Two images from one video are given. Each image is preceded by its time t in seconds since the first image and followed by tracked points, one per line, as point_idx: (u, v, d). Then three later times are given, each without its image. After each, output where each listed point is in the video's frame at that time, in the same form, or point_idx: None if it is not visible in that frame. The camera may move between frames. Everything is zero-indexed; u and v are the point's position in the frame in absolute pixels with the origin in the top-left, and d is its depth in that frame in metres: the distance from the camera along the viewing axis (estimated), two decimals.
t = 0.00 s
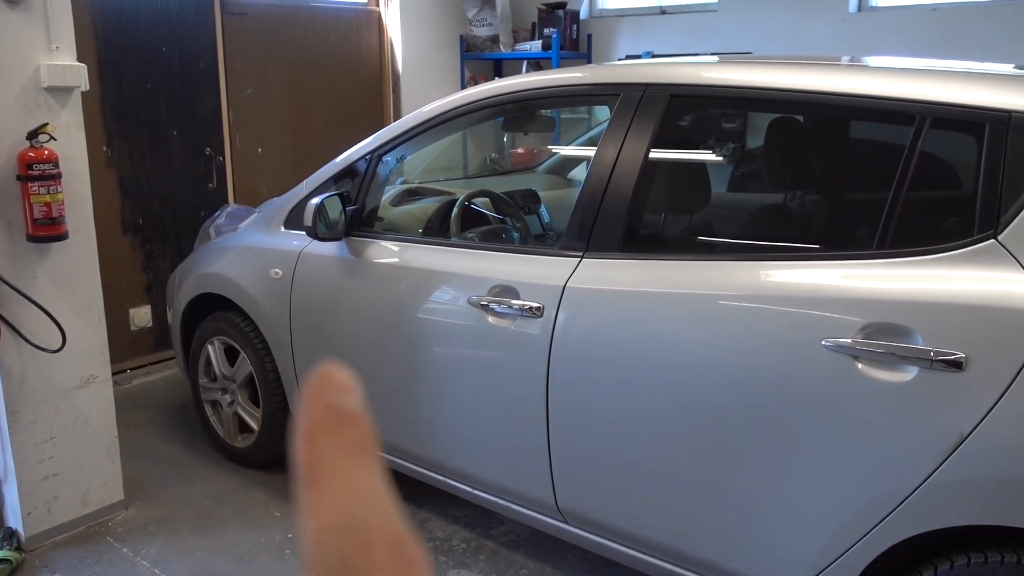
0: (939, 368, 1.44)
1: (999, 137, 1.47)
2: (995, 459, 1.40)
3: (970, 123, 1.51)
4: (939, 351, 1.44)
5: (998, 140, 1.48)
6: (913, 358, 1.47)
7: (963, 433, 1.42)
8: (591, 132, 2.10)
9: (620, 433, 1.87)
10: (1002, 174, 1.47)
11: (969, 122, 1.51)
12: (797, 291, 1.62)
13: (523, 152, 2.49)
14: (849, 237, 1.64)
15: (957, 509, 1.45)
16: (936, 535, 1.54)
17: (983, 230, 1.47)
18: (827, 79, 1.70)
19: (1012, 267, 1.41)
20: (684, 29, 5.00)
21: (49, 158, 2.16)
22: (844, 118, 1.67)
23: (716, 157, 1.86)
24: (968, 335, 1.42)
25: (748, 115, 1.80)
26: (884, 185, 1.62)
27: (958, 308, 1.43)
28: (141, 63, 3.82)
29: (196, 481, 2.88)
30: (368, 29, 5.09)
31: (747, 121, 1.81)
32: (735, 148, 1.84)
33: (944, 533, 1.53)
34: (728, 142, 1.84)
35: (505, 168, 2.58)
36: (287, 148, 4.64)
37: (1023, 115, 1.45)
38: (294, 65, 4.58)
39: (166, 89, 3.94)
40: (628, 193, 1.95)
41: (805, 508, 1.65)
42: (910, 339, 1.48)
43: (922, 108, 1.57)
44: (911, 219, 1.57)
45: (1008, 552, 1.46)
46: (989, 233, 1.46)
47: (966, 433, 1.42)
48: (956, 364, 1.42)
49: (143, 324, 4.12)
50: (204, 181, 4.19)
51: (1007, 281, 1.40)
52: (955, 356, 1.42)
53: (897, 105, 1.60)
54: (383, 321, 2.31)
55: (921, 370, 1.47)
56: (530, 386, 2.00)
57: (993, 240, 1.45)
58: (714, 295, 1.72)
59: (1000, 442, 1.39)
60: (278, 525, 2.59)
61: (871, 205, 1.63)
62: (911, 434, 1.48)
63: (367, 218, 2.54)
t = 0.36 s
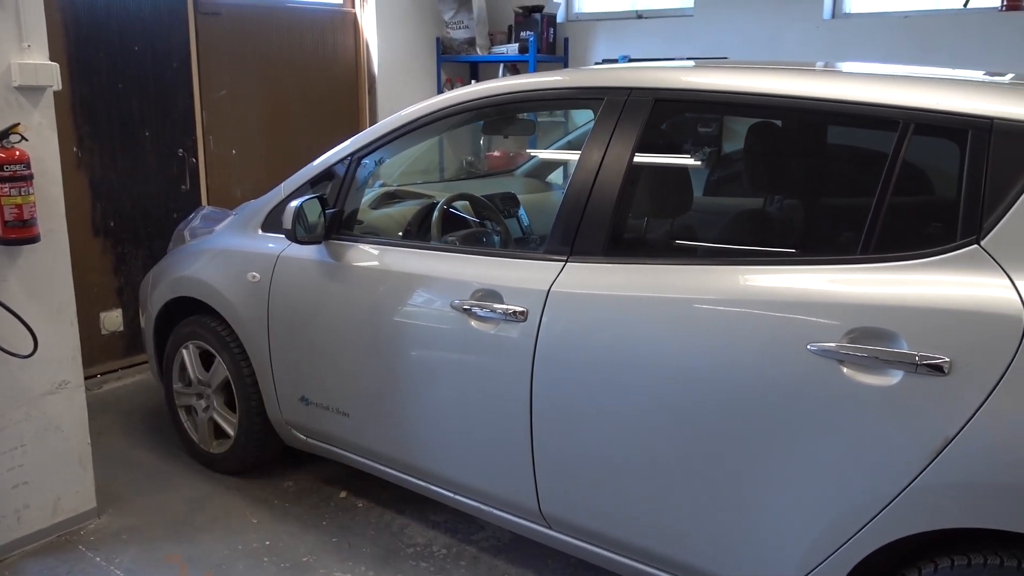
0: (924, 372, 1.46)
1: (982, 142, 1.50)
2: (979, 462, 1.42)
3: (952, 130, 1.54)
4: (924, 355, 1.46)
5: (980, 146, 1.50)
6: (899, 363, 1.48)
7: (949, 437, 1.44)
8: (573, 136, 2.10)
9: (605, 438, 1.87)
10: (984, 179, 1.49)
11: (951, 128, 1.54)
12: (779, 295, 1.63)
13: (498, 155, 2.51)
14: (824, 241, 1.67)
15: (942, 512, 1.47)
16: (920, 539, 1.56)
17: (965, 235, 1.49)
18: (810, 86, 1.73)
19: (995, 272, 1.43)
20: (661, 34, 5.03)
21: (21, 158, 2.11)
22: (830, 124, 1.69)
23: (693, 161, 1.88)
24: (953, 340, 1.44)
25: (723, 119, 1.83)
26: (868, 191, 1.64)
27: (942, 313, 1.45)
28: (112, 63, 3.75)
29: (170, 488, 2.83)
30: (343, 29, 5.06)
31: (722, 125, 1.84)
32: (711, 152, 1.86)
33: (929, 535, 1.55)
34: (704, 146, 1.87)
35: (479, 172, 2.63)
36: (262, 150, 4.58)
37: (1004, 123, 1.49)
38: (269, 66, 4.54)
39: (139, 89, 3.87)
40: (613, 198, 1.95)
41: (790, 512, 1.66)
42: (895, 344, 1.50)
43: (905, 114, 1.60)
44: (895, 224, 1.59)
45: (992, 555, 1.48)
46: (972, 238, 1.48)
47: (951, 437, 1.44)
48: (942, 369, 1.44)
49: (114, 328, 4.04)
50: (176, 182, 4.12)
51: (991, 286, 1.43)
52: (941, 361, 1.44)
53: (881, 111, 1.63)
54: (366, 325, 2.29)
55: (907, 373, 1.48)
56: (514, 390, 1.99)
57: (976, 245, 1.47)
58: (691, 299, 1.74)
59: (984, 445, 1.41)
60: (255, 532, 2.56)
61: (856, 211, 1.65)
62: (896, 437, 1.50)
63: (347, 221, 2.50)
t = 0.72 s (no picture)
0: (909, 373, 1.48)
1: (963, 146, 1.53)
2: (962, 460, 1.44)
3: (934, 133, 1.56)
4: (909, 356, 1.48)
5: (962, 149, 1.53)
6: (884, 363, 1.50)
7: (933, 437, 1.46)
8: (560, 138, 2.09)
9: (591, 440, 1.87)
10: (965, 182, 1.51)
11: (934, 132, 1.56)
12: (762, 297, 1.65)
13: (477, 158, 2.50)
14: (801, 244, 1.69)
15: (927, 511, 1.49)
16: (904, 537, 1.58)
17: (948, 237, 1.52)
18: (792, 89, 1.74)
19: (977, 274, 1.46)
20: (639, 37, 5.05)
21: None
22: (812, 127, 1.71)
23: (671, 163, 1.90)
24: (937, 340, 1.46)
25: (699, 122, 1.85)
26: (852, 194, 1.66)
27: (926, 314, 1.47)
28: (85, 62, 3.68)
29: (147, 493, 2.79)
30: (320, 29, 5.01)
31: (699, 128, 1.86)
32: (688, 155, 1.89)
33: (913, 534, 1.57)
34: (681, 149, 1.89)
35: (456, 175, 2.61)
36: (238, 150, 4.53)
37: (985, 127, 1.51)
38: (245, 66, 4.49)
39: (113, 89, 3.81)
40: (598, 200, 1.95)
41: (775, 512, 1.68)
42: (880, 345, 1.51)
43: (887, 118, 1.62)
44: (879, 226, 1.61)
45: (975, 552, 1.51)
46: (955, 241, 1.51)
47: (935, 437, 1.46)
48: (927, 370, 1.46)
49: (86, 331, 3.97)
50: (150, 184, 4.06)
51: (973, 288, 1.45)
52: (926, 361, 1.46)
53: (865, 114, 1.64)
54: (348, 328, 2.27)
55: (891, 374, 1.50)
56: (498, 393, 1.98)
57: (959, 247, 1.50)
58: (669, 300, 1.75)
59: (967, 443, 1.43)
60: (234, 538, 2.53)
61: (840, 213, 1.67)
62: (881, 437, 1.52)
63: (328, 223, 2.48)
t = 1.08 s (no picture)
0: (934, 374, 1.47)
1: (989, 145, 1.52)
2: (990, 462, 1.43)
3: (960, 133, 1.55)
4: (935, 357, 1.47)
5: (988, 148, 1.52)
6: (909, 364, 1.49)
7: (959, 437, 1.45)
8: (581, 138, 2.09)
9: (612, 440, 1.87)
10: (991, 182, 1.50)
11: (959, 131, 1.55)
12: (783, 297, 1.64)
13: (490, 158, 2.52)
14: (819, 244, 1.69)
15: (953, 511, 1.48)
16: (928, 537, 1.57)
17: (974, 237, 1.51)
18: (814, 88, 1.74)
19: (1004, 274, 1.45)
20: (653, 37, 5.04)
21: (18, 159, 2.11)
22: (834, 127, 1.70)
23: (687, 163, 1.90)
24: (964, 341, 1.44)
25: (714, 123, 1.86)
26: (876, 194, 1.65)
27: (952, 313, 1.46)
28: (103, 63, 3.72)
29: (167, 492, 2.81)
30: (335, 31, 5.03)
31: (713, 129, 1.86)
32: (703, 155, 1.89)
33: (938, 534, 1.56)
34: (697, 149, 1.89)
35: (471, 176, 2.61)
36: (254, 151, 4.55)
37: (1012, 126, 1.50)
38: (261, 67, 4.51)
39: (130, 90, 3.84)
40: (618, 201, 1.95)
41: (798, 512, 1.68)
42: (905, 345, 1.50)
43: (911, 117, 1.61)
44: (903, 227, 1.60)
45: (1001, 554, 1.49)
46: (980, 241, 1.50)
47: (962, 437, 1.45)
48: (954, 370, 1.45)
49: (105, 330, 4.00)
50: (167, 184, 4.09)
51: (999, 288, 1.44)
52: (952, 362, 1.45)
53: (889, 114, 1.63)
54: (366, 327, 2.28)
55: (917, 374, 1.49)
56: (517, 393, 1.98)
57: (985, 247, 1.49)
58: (684, 299, 1.75)
59: (994, 445, 1.42)
60: (254, 536, 2.55)
61: (864, 213, 1.66)
62: (907, 437, 1.51)
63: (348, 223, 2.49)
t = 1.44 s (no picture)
0: (939, 361, 1.47)
1: (993, 133, 1.51)
2: (994, 450, 1.43)
3: (964, 121, 1.55)
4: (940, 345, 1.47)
5: (993, 137, 1.51)
6: (913, 351, 1.50)
7: (963, 425, 1.46)
8: (586, 126, 2.08)
9: (616, 430, 1.87)
10: (996, 170, 1.50)
11: (963, 120, 1.55)
12: (787, 285, 1.64)
13: (492, 150, 2.54)
14: (820, 234, 1.69)
15: (958, 498, 1.49)
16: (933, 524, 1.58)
17: (979, 226, 1.51)
18: (818, 77, 1.73)
19: (1009, 261, 1.45)
20: (654, 27, 5.02)
21: (20, 151, 2.11)
22: (839, 116, 1.70)
23: (690, 154, 1.90)
24: (969, 329, 1.45)
25: (716, 113, 1.85)
26: (880, 183, 1.65)
27: (957, 301, 1.46)
28: (104, 55, 3.71)
29: (171, 483, 2.82)
30: (335, 23, 5.01)
31: (715, 119, 1.86)
32: (705, 146, 1.89)
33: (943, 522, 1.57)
34: (698, 140, 1.89)
35: (474, 167, 2.62)
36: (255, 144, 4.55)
37: (1016, 113, 1.50)
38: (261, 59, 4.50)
39: (131, 82, 3.83)
40: (622, 191, 1.94)
41: (798, 510, 1.69)
42: (910, 333, 1.51)
43: (916, 106, 1.60)
44: (907, 215, 1.60)
45: (1006, 541, 1.50)
46: (985, 229, 1.50)
47: (966, 425, 1.46)
48: (959, 358, 1.45)
49: (107, 323, 4.01)
50: (168, 177, 4.08)
51: (1005, 276, 1.44)
52: (957, 349, 1.45)
53: (895, 102, 1.63)
54: (369, 318, 2.28)
55: (922, 362, 1.49)
56: (521, 383, 1.99)
57: (989, 235, 1.49)
58: (684, 289, 1.76)
59: (999, 432, 1.42)
60: (259, 527, 2.56)
61: (869, 202, 1.65)
62: (911, 425, 1.51)
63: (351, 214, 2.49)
